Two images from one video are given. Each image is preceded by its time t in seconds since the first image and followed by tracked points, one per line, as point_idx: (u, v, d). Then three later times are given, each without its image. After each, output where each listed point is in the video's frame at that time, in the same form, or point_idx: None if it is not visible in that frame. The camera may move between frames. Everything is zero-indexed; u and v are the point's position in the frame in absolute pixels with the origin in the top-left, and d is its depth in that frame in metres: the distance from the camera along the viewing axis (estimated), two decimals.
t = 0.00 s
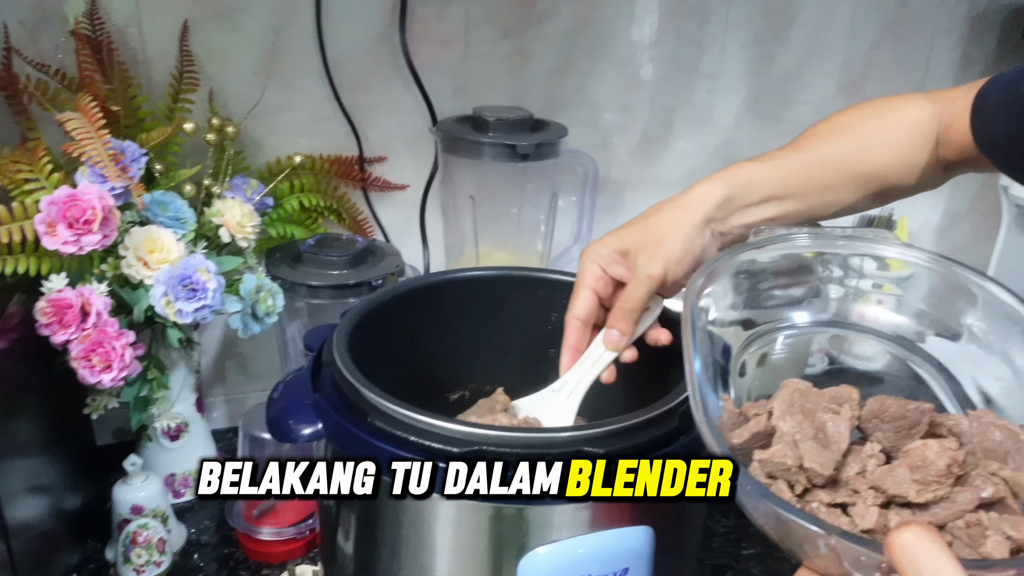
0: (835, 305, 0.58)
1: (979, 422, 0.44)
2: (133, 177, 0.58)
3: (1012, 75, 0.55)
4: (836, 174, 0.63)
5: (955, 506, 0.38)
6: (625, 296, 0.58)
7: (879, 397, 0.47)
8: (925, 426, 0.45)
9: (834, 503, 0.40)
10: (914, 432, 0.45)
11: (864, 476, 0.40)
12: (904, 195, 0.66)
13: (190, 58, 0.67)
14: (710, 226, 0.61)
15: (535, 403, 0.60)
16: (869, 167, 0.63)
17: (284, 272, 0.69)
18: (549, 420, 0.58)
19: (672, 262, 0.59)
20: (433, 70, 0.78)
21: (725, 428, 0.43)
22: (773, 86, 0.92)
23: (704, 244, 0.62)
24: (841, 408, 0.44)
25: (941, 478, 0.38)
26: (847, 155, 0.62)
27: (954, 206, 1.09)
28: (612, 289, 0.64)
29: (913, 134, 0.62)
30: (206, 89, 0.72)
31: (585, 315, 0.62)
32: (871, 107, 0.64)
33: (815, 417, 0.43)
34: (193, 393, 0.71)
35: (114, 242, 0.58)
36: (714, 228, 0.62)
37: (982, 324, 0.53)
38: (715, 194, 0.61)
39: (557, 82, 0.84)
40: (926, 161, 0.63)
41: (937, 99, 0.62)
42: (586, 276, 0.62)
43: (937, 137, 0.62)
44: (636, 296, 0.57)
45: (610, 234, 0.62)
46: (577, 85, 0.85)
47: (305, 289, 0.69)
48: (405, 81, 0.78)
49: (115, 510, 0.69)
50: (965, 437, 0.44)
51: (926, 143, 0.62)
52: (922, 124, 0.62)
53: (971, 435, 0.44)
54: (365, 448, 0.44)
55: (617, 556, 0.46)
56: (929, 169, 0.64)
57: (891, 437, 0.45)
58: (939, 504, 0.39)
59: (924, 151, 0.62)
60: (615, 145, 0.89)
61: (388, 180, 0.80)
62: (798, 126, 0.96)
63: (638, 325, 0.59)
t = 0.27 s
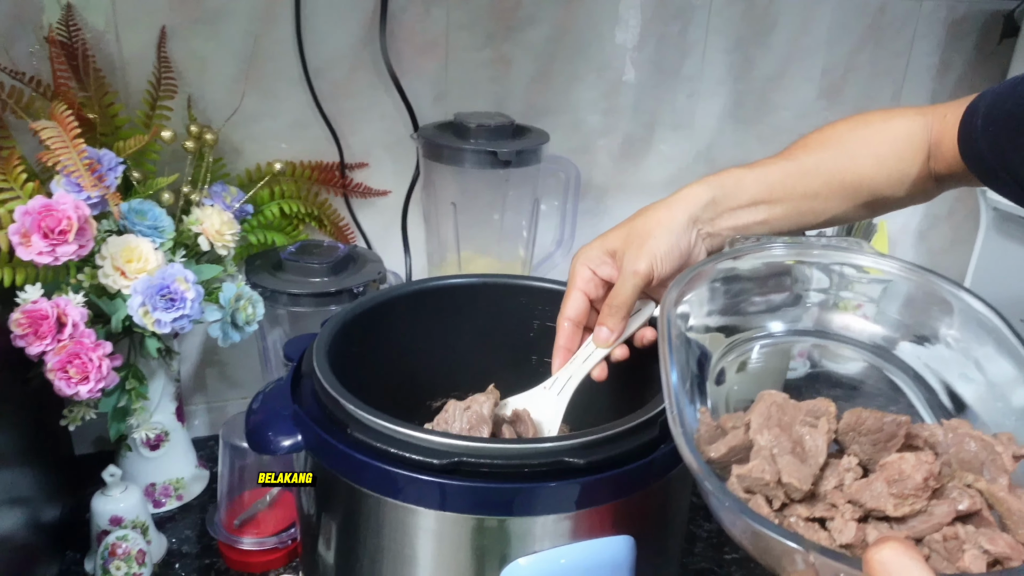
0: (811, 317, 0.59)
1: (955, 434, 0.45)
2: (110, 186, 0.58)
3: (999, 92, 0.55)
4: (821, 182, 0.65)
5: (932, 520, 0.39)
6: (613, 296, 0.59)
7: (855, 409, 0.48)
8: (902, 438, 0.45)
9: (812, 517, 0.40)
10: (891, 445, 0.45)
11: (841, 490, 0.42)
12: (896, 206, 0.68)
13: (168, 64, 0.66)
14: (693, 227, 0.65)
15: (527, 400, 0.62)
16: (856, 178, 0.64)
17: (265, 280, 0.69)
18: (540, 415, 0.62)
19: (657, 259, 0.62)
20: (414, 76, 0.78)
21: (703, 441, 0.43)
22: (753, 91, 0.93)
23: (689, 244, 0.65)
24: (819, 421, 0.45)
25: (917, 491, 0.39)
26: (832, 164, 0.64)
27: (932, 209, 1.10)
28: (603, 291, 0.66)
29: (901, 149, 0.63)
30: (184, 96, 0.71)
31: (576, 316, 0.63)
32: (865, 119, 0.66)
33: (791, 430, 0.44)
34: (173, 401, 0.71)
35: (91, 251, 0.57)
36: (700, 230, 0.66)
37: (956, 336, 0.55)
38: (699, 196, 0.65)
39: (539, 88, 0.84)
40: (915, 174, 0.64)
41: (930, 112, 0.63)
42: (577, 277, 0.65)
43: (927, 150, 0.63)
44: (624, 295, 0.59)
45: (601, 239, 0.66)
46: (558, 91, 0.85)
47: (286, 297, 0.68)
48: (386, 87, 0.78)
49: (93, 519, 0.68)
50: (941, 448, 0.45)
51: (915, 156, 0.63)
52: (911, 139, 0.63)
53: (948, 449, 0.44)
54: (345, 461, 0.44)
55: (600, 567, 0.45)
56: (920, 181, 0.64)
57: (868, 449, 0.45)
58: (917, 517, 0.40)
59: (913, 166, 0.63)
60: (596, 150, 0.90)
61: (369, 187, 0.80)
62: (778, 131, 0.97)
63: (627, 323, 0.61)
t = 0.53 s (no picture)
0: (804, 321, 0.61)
1: (945, 439, 0.47)
2: (102, 191, 0.58)
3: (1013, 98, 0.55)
4: (831, 180, 0.65)
5: (927, 530, 0.40)
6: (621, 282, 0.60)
7: (847, 417, 0.48)
8: (894, 446, 0.45)
9: (806, 527, 0.41)
10: (883, 453, 0.45)
11: (836, 501, 0.42)
12: (907, 208, 0.68)
13: (159, 66, 0.66)
14: (703, 216, 0.66)
15: (532, 376, 0.61)
16: (867, 179, 0.65)
17: (258, 284, 0.69)
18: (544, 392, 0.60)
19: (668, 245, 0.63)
20: (407, 77, 0.78)
21: (694, 450, 0.45)
22: (747, 91, 0.93)
23: (699, 233, 0.66)
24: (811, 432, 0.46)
25: (912, 502, 0.39)
26: (844, 165, 0.64)
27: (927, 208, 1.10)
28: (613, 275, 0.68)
29: (913, 153, 0.63)
30: (176, 98, 0.71)
31: (586, 299, 0.63)
32: (884, 119, 0.66)
33: (785, 440, 0.45)
34: (168, 405, 0.71)
35: (83, 256, 0.57)
36: (711, 219, 0.67)
37: (948, 340, 0.56)
38: (711, 187, 0.66)
39: (532, 88, 0.84)
40: (929, 178, 0.63)
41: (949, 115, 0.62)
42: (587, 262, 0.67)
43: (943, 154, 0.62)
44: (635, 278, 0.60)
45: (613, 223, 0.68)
46: (552, 91, 0.85)
47: (280, 300, 0.68)
48: (379, 88, 0.77)
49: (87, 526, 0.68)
50: (933, 453, 0.46)
51: (930, 159, 0.63)
52: (924, 144, 0.62)
53: (941, 454, 0.46)
54: (340, 469, 0.44)
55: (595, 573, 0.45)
56: (934, 185, 0.64)
57: (862, 459, 0.46)
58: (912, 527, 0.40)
59: (927, 169, 0.63)
60: (591, 150, 0.89)
61: (363, 188, 0.80)
62: (772, 131, 0.97)
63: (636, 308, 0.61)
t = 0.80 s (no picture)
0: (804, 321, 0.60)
1: (948, 443, 0.48)
2: (96, 199, 0.58)
3: None
4: (860, 183, 0.65)
5: (930, 537, 0.41)
6: (644, 262, 0.60)
7: (850, 423, 0.49)
8: (896, 452, 0.47)
9: (808, 535, 0.42)
10: (887, 458, 0.47)
11: (838, 507, 0.43)
12: (930, 224, 0.67)
13: (154, 72, 0.66)
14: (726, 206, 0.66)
15: (545, 342, 0.60)
16: (894, 185, 0.64)
17: (255, 289, 0.69)
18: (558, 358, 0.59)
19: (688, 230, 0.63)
20: (403, 80, 0.78)
21: (697, 458, 0.45)
22: (743, 91, 0.93)
23: (722, 222, 0.66)
24: (812, 438, 0.47)
25: (914, 510, 0.41)
26: (871, 167, 0.65)
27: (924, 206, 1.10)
28: (635, 255, 0.66)
29: (942, 163, 0.63)
30: (171, 103, 0.71)
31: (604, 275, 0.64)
32: (911, 132, 0.66)
33: (786, 447, 0.46)
34: (165, 411, 0.71)
35: (78, 264, 0.57)
36: (734, 208, 0.67)
37: (950, 339, 0.56)
38: (736, 176, 0.66)
39: (528, 90, 0.84)
40: (955, 192, 0.63)
41: (977, 131, 0.63)
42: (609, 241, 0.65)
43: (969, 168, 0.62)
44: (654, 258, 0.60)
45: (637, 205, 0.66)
46: (547, 92, 0.84)
47: (276, 306, 0.68)
48: (375, 92, 0.77)
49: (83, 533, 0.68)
50: (936, 458, 0.47)
51: (955, 172, 0.63)
52: (954, 155, 0.63)
53: (943, 459, 0.47)
54: (337, 476, 0.44)
55: None
56: (959, 200, 0.64)
57: (863, 464, 0.47)
58: (915, 534, 0.42)
59: (953, 182, 0.63)
60: (587, 151, 0.89)
61: (359, 192, 0.80)
62: (768, 130, 0.97)
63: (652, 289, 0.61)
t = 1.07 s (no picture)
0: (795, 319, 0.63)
1: (930, 442, 0.49)
2: (82, 203, 0.57)
3: None
4: (880, 163, 0.64)
5: (909, 534, 0.41)
6: (655, 218, 0.57)
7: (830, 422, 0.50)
8: (874, 451, 0.48)
9: (790, 534, 0.42)
10: (865, 457, 0.48)
11: (818, 506, 0.43)
12: (938, 215, 0.67)
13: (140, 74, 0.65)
14: (740, 172, 0.62)
15: (557, 291, 0.57)
16: (913, 171, 0.64)
17: (245, 291, 0.68)
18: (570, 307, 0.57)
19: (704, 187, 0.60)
20: (392, 81, 0.78)
21: (680, 457, 0.46)
22: (734, 89, 0.93)
23: (734, 189, 0.62)
24: (792, 438, 0.48)
25: (893, 507, 0.42)
26: (894, 153, 0.64)
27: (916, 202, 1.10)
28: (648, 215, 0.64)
29: (959, 153, 0.63)
30: (159, 105, 0.70)
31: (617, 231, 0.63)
32: (929, 117, 0.66)
33: (767, 446, 0.47)
34: (156, 414, 0.70)
35: (65, 269, 0.56)
36: (749, 175, 0.63)
37: (936, 337, 0.56)
38: (755, 142, 0.63)
39: (518, 89, 0.83)
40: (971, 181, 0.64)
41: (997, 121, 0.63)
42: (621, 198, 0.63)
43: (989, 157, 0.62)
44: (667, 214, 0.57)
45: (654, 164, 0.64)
46: (538, 92, 0.84)
47: (267, 308, 0.68)
48: (364, 92, 0.77)
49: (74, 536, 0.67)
50: (917, 456, 0.48)
51: (973, 161, 0.63)
52: (970, 147, 0.63)
53: (924, 457, 0.48)
54: (331, 481, 0.44)
55: None
56: (974, 189, 0.64)
57: (843, 462, 0.48)
58: (894, 532, 0.42)
59: (969, 171, 0.63)
60: (578, 150, 0.89)
61: (349, 193, 0.79)
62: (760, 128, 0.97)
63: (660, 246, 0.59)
